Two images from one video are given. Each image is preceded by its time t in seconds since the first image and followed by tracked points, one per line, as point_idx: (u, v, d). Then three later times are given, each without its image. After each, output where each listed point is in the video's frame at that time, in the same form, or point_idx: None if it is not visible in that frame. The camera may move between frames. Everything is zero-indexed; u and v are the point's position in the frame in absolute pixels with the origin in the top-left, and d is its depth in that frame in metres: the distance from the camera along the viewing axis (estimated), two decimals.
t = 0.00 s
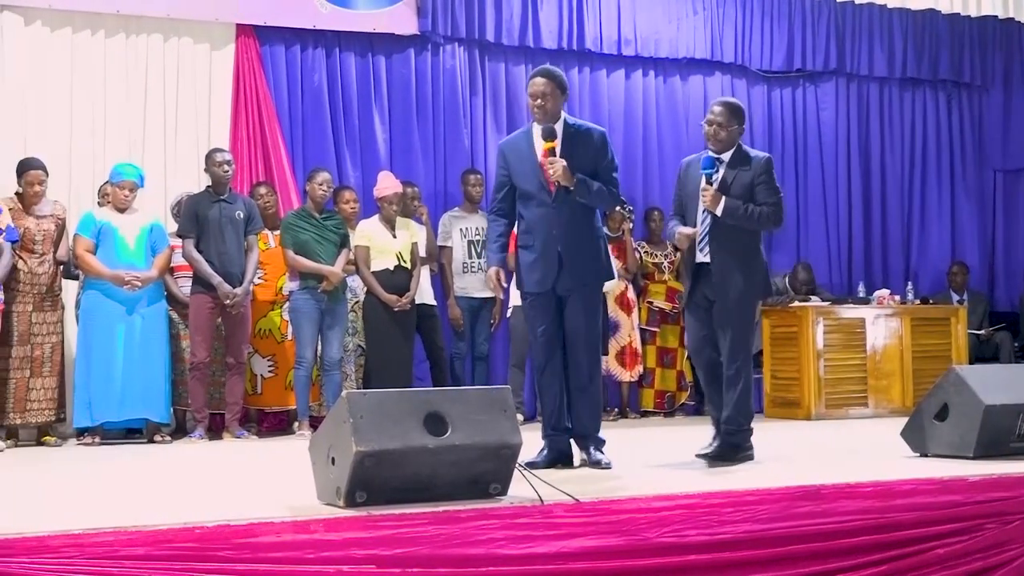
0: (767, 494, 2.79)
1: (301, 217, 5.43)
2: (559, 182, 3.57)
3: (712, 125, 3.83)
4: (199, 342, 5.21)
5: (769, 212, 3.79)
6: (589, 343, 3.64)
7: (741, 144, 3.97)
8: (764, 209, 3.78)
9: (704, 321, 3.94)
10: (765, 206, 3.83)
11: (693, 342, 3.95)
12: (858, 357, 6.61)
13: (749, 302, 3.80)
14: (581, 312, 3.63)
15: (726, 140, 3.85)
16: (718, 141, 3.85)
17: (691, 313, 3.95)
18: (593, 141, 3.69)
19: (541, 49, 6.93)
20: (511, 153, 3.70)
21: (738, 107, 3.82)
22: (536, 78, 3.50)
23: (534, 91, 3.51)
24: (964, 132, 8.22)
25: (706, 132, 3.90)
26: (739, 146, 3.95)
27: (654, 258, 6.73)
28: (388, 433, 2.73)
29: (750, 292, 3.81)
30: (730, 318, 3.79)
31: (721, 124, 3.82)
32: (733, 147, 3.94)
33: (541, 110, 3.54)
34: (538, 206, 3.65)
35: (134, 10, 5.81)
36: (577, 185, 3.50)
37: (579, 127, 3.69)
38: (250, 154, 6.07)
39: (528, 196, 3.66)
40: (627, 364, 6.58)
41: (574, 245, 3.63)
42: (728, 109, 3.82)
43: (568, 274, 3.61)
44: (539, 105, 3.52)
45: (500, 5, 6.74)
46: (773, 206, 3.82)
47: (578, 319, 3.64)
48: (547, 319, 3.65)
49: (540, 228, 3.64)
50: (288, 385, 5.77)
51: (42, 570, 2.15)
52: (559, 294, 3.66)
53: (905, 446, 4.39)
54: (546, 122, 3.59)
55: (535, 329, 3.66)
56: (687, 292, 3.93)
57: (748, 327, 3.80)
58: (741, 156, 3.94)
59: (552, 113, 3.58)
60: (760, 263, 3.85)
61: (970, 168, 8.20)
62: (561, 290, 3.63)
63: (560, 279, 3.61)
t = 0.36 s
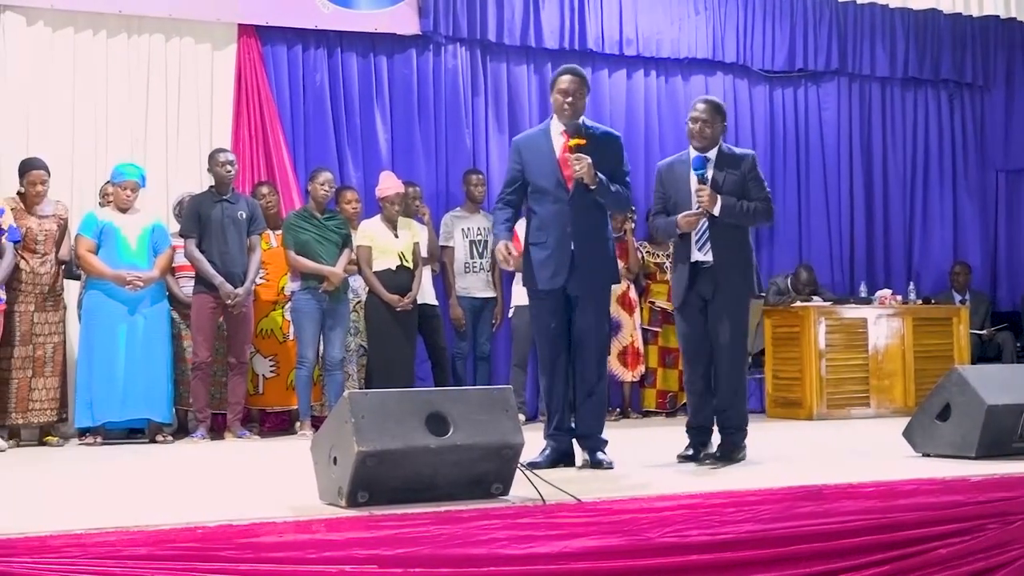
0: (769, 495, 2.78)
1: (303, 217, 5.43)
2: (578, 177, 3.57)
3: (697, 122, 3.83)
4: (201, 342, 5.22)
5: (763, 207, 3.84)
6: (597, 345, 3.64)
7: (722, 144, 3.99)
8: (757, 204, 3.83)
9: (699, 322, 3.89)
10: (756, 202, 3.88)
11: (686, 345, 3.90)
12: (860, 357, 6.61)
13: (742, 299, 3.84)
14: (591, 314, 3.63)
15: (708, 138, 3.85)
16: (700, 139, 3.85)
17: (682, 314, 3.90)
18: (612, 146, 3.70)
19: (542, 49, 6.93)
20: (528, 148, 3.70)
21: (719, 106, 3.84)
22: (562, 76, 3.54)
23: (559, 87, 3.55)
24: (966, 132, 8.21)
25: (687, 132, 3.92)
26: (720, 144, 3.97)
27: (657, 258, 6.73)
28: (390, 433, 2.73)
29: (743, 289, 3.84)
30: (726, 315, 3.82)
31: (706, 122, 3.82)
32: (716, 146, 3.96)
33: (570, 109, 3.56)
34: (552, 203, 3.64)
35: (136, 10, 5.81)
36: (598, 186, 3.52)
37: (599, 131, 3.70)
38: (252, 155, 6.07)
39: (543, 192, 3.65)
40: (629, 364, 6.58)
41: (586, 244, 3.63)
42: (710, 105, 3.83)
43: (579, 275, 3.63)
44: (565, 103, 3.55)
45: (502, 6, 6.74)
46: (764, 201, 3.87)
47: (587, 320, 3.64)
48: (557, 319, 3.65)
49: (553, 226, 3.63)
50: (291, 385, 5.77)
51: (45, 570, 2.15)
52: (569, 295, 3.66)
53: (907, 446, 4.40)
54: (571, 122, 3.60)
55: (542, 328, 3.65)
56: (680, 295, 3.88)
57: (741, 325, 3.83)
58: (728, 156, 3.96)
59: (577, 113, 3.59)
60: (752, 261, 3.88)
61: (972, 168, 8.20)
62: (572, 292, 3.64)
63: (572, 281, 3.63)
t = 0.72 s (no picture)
0: (773, 495, 2.78)
1: (310, 217, 5.42)
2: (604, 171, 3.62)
3: (688, 122, 3.86)
4: (206, 342, 5.22)
5: (761, 204, 3.89)
6: (609, 350, 3.66)
7: (715, 145, 4.00)
8: (756, 202, 3.87)
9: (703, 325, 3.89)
10: (754, 201, 3.92)
11: (691, 348, 3.90)
12: (864, 356, 6.60)
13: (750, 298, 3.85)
14: (606, 318, 3.65)
15: (701, 138, 3.87)
16: (693, 141, 3.87)
17: (686, 317, 3.89)
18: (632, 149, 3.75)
19: (546, 49, 6.93)
20: (544, 146, 3.73)
21: (711, 106, 3.87)
22: (584, 77, 3.58)
23: (582, 88, 3.59)
24: (971, 132, 8.20)
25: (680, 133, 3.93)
26: (714, 143, 3.98)
27: (662, 258, 6.73)
28: (394, 433, 2.73)
29: (749, 288, 3.85)
30: (734, 315, 3.83)
31: (698, 121, 3.85)
32: (710, 146, 3.96)
33: (593, 108, 3.61)
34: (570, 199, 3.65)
35: (141, 10, 5.81)
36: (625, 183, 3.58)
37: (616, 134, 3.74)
38: (256, 154, 6.08)
39: (563, 190, 3.66)
40: (633, 363, 6.60)
41: (605, 241, 3.65)
42: (702, 106, 3.86)
43: (597, 278, 3.64)
44: (589, 103, 3.60)
45: (506, 6, 6.74)
46: (762, 200, 3.91)
47: (601, 325, 3.66)
48: (572, 319, 3.67)
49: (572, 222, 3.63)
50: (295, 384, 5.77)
51: (50, 570, 2.14)
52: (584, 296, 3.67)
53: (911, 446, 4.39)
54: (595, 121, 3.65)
55: (556, 328, 3.66)
56: (684, 298, 3.87)
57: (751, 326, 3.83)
58: (724, 157, 3.97)
59: (599, 113, 3.65)
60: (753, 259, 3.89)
61: (977, 168, 8.19)
62: (588, 295, 3.65)
63: (589, 283, 3.64)
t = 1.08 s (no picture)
0: (774, 495, 2.78)
1: (310, 217, 5.42)
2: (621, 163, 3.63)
3: (705, 120, 3.85)
4: (206, 342, 5.22)
5: (771, 207, 3.88)
6: (611, 350, 3.67)
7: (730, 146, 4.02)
8: (768, 205, 3.87)
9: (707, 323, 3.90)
10: (764, 202, 3.92)
11: (693, 345, 3.92)
12: (864, 356, 6.60)
13: (751, 298, 3.84)
14: (612, 316, 3.66)
15: (717, 136, 3.87)
16: (708, 138, 3.87)
17: (691, 314, 3.91)
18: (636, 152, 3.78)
19: (546, 49, 6.93)
20: (549, 141, 3.70)
21: (728, 105, 3.87)
22: (589, 76, 3.61)
23: (589, 87, 3.61)
24: (970, 132, 8.20)
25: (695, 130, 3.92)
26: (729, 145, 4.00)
27: (662, 258, 6.72)
28: (394, 433, 2.73)
29: (752, 289, 3.84)
30: (735, 315, 3.83)
31: (715, 119, 3.84)
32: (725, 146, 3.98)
33: (601, 106, 3.63)
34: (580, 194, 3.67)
35: (141, 10, 5.81)
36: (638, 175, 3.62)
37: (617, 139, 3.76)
38: (256, 154, 6.08)
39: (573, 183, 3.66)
40: (633, 364, 6.60)
41: (614, 238, 3.66)
42: (720, 105, 3.85)
43: (604, 277, 3.65)
44: (598, 101, 3.62)
45: (506, 6, 6.74)
46: (772, 202, 3.91)
47: (605, 325, 3.66)
48: (577, 318, 3.67)
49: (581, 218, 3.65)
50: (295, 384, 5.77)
51: (50, 570, 2.14)
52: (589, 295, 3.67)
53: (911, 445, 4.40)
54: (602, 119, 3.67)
55: (562, 329, 3.65)
56: (688, 296, 3.89)
57: (750, 326, 3.83)
58: (738, 158, 3.99)
59: (607, 110, 3.66)
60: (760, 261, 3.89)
61: (976, 168, 8.19)
62: (594, 293, 3.66)
63: (597, 281, 3.65)
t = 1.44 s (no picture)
0: (774, 496, 2.78)
1: (310, 218, 5.42)
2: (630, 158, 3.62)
3: (732, 118, 3.84)
4: (205, 342, 5.22)
5: (791, 211, 3.89)
6: (612, 352, 3.68)
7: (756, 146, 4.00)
8: (788, 209, 3.88)
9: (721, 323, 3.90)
10: (785, 206, 3.92)
11: (707, 343, 3.91)
12: (864, 356, 6.60)
13: (765, 302, 3.85)
14: (614, 317, 3.68)
15: (742, 135, 3.86)
16: (733, 137, 3.86)
17: (705, 313, 3.91)
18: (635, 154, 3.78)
19: (546, 49, 6.93)
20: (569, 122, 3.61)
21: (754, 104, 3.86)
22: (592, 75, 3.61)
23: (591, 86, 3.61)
24: (970, 133, 8.19)
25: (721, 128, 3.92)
26: (754, 145, 3.97)
27: (662, 258, 6.71)
28: (394, 433, 2.73)
29: (767, 293, 3.85)
30: (749, 318, 3.84)
31: (741, 118, 3.84)
32: (750, 146, 3.96)
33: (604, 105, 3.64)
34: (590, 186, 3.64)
35: (141, 10, 5.81)
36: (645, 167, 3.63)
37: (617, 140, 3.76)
38: (256, 154, 6.08)
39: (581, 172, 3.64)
40: (633, 364, 6.60)
41: (615, 235, 3.66)
42: (745, 103, 3.85)
43: (606, 277, 3.66)
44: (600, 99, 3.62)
45: (506, 6, 6.74)
46: (793, 206, 3.92)
47: (606, 327, 3.68)
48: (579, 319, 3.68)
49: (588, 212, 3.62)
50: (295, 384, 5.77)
51: (49, 570, 2.14)
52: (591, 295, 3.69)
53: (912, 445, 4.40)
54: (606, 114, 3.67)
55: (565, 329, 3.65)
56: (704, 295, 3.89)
57: (762, 329, 3.84)
58: (764, 159, 3.98)
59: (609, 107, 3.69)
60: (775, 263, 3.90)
61: (976, 168, 8.19)
62: (595, 294, 3.67)
63: (599, 282, 3.66)
